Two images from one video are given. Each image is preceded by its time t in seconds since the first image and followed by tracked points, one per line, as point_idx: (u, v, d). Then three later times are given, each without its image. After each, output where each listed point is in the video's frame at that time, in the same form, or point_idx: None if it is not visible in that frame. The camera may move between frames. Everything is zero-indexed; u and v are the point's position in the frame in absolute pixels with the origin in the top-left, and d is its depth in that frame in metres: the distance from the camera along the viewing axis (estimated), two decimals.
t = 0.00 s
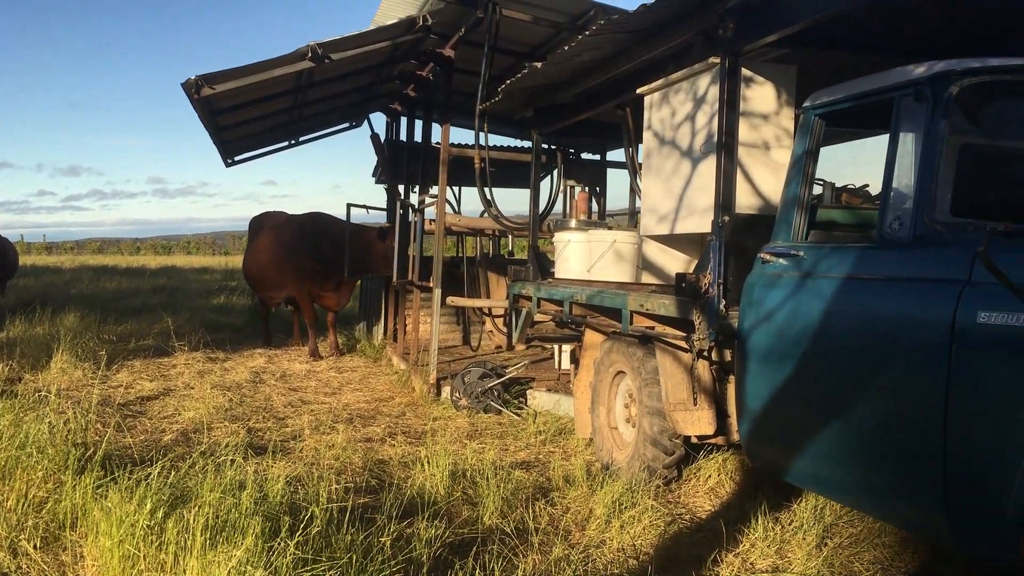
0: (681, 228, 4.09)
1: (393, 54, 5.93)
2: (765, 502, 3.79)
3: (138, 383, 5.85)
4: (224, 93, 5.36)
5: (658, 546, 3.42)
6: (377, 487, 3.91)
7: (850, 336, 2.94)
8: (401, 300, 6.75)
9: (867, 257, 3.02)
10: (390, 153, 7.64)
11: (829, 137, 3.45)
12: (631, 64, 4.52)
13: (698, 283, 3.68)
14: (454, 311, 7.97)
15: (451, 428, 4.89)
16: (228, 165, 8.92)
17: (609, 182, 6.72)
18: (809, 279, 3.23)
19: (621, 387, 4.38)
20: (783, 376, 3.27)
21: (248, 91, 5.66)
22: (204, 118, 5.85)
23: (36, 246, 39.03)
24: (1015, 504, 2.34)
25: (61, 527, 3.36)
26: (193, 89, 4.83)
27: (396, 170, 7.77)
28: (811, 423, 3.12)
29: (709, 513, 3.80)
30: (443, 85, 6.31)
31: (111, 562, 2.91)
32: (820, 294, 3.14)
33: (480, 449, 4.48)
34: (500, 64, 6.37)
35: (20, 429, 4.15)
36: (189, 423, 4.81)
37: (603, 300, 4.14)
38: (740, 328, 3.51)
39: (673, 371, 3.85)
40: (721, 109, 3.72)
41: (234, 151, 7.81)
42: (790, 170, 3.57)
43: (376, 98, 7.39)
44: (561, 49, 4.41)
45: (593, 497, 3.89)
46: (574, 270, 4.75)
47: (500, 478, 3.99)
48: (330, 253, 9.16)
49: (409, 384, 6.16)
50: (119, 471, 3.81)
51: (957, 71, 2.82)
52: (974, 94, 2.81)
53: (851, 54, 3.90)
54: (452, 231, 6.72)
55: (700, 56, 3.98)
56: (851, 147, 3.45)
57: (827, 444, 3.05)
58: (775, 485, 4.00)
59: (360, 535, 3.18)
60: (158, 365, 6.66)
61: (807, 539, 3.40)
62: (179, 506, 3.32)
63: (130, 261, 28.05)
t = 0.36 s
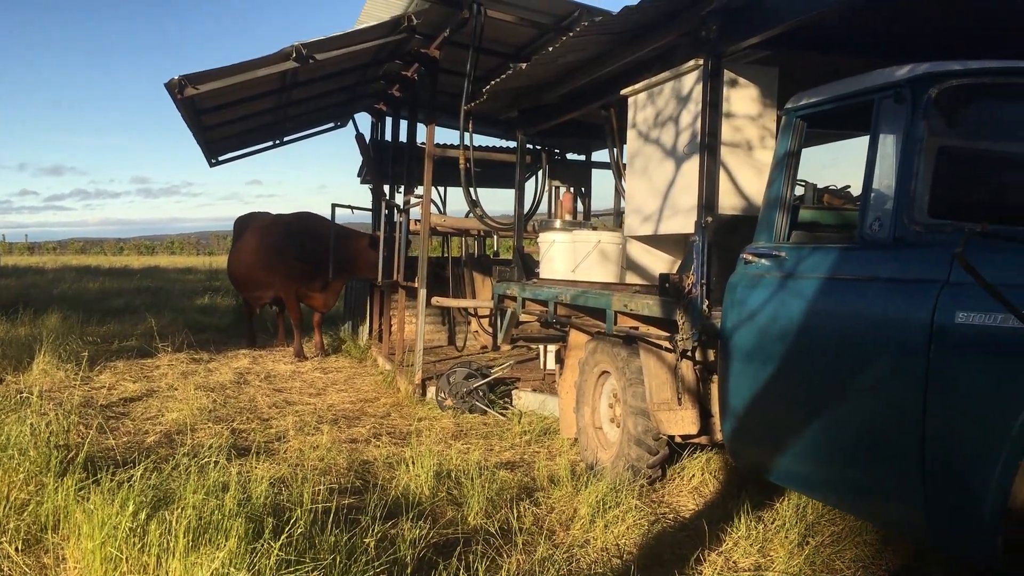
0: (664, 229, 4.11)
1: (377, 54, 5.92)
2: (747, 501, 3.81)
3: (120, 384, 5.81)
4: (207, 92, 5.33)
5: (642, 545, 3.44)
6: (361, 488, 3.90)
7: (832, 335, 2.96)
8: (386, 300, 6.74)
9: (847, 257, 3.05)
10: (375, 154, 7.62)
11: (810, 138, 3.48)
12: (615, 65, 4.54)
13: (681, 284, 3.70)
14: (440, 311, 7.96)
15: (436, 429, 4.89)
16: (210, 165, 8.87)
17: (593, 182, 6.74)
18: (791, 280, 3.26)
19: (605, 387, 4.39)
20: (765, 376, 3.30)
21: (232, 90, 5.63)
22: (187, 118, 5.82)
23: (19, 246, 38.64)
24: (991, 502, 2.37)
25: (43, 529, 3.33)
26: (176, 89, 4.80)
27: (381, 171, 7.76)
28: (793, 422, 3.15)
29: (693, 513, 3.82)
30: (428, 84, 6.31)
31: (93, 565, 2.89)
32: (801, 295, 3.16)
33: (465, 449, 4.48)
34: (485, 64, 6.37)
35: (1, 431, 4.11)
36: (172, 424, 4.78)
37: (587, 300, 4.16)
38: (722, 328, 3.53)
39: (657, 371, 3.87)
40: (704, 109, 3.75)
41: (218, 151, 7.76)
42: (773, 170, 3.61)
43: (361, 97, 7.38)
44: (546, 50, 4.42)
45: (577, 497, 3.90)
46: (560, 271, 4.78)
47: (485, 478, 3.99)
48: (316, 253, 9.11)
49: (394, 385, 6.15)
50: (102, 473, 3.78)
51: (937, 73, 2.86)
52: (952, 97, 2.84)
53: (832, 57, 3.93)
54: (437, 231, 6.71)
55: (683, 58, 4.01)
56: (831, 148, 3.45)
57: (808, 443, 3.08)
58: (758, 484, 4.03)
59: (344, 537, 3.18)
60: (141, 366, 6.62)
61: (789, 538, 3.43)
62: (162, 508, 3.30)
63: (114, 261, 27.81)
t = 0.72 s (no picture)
0: (642, 229, 4.13)
1: (355, 54, 5.91)
2: (723, 500, 3.84)
3: (95, 385, 5.75)
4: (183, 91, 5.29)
5: (619, 544, 3.45)
6: (338, 489, 3.89)
7: (806, 335, 2.99)
8: (364, 301, 6.72)
9: (821, 258, 3.07)
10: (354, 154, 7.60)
11: (785, 140, 3.51)
12: (592, 66, 4.56)
13: (658, 284, 3.71)
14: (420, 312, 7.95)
15: (414, 430, 4.88)
16: (188, 165, 8.79)
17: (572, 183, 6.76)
18: (765, 280, 3.28)
19: (583, 387, 4.40)
20: (741, 376, 3.32)
21: (209, 89, 5.59)
22: (163, 117, 5.78)
23: None
24: (961, 500, 2.40)
25: (14, 532, 3.29)
26: (152, 88, 4.77)
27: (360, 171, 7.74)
28: (767, 422, 3.17)
29: (669, 512, 3.84)
30: (407, 84, 6.30)
31: (64, 567, 2.86)
32: (775, 295, 3.19)
33: (443, 450, 4.48)
34: (464, 65, 6.37)
35: None
36: (147, 425, 4.75)
37: (565, 301, 4.18)
38: (698, 328, 3.55)
39: (634, 371, 3.89)
40: (680, 111, 3.77)
41: (195, 150, 7.71)
42: (748, 171, 3.64)
43: (339, 97, 7.36)
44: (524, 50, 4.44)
45: (554, 496, 3.91)
46: (538, 271, 4.80)
47: (463, 478, 3.99)
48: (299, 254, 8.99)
49: (372, 386, 6.13)
50: (74, 474, 3.74)
51: (909, 77, 2.89)
52: (924, 100, 2.88)
53: (806, 59, 3.97)
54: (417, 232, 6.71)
55: (660, 59, 4.03)
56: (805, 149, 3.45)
57: (782, 443, 3.10)
58: (734, 483, 4.05)
59: (319, 538, 3.16)
60: (117, 367, 6.55)
61: (764, 536, 3.45)
62: (134, 510, 3.27)
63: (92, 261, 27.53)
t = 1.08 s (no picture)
0: (620, 226, 4.14)
1: (333, 49, 5.88)
2: (700, 495, 3.86)
3: (71, 383, 5.70)
4: (159, 87, 5.24)
5: (596, 539, 3.47)
6: (316, 486, 3.88)
7: (780, 331, 3.00)
8: (344, 298, 6.70)
9: (795, 254, 3.09)
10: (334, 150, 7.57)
11: (761, 137, 3.53)
12: (570, 63, 4.57)
13: (635, 281, 3.76)
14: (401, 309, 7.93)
15: (393, 427, 4.88)
16: (166, 161, 8.72)
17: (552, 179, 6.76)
18: (741, 277, 3.29)
19: (562, 383, 4.42)
20: (717, 372, 3.33)
21: (185, 85, 5.55)
22: (138, 112, 5.73)
23: None
24: (929, 494, 2.42)
25: None
26: (127, 83, 4.73)
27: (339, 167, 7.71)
28: (743, 417, 3.18)
29: (647, 507, 3.86)
30: (386, 80, 6.28)
31: (35, 567, 2.83)
32: (750, 291, 3.20)
33: (421, 447, 4.48)
34: (443, 61, 6.36)
35: None
36: (123, 423, 4.71)
37: (543, 297, 4.20)
38: (675, 324, 3.57)
39: (612, 367, 3.91)
40: (657, 109, 3.80)
41: (172, 146, 7.64)
42: (723, 169, 3.64)
43: (318, 93, 7.33)
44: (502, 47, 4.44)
45: (533, 492, 3.92)
46: (517, 268, 4.78)
47: (441, 475, 3.99)
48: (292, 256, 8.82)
49: (352, 383, 6.11)
50: (47, 473, 3.71)
51: (880, 75, 2.90)
52: (895, 98, 2.89)
53: (781, 57, 4.00)
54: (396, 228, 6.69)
55: (636, 56, 4.05)
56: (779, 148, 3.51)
57: (757, 438, 3.12)
58: (712, 478, 4.08)
59: (294, 535, 3.15)
60: (93, 365, 6.50)
61: (740, 530, 3.47)
62: (108, 509, 3.24)
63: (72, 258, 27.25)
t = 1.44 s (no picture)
0: (601, 221, 4.15)
1: (314, 44, 5.86)
2: (681, 489, 3.87)
3: (49, 380, 5.66)
4: (138, 81, 5.20)
5: (577, 533, 3.47)
6: (297, 482, 3.88)
7: (759, 324, 3.01)
8: (326, 294, 6.69)
9: (773, 247, 3.09)
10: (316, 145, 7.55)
11: (739, 132, 3.54)
12: (550, 58, 4.58)
13: (615, 275, 3.78)
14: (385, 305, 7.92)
15: (375, 422, 4.87)
16: (146, 157, 8.66)
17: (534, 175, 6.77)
18: (720, 271, 3.30)
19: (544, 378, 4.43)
20: (696, 366, 3.34)
21: (165, 79, 5.51)
22: (116, 107, 5.68)
23: None
24: (902, 485, 2.43)
25: None
26: (104, 77, 4.69)
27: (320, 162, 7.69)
28: (723, 410, 3.19)
29: (628, 501, 3.87)
30: (367, 75, 6.27)
31: (9, 565, 2.80)
32: (729, 285, 3.21)
33: (403, 442, 4.47)
34: (425, 56, 6.36)
35: None
36: (102, 420, 4.68)
37: (524, 292, 4.22)
38: (655, 318, 3.58)
39: (593, 361, 3.92)
40: (637, 105, 3.79)
41: (152, 142, 7.58)
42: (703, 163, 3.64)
43: (299, 88, 7.30)
44: (482, 41, 4.44)
45: (514, 487, 3.92)
46: (499, 263, 4.80)
47: (422, 470, 3.99)
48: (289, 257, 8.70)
49: (334, 379, 6.10)
50: (24, 469, 3.68)
51: (857, 69, 2.91)
52: (872, 92, 2.91)
53: (759, 52, 4.02)
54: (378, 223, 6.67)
55: (616, 51, 4.06)
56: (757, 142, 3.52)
57: (736, 432, 3.13)
58: (692, 472, 4.09)
59: (274, 532, 3.13)
60: (72, 362, 6.45)
61: (720, 523, 3.49)
62: (84, 507, 3.22)
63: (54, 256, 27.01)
